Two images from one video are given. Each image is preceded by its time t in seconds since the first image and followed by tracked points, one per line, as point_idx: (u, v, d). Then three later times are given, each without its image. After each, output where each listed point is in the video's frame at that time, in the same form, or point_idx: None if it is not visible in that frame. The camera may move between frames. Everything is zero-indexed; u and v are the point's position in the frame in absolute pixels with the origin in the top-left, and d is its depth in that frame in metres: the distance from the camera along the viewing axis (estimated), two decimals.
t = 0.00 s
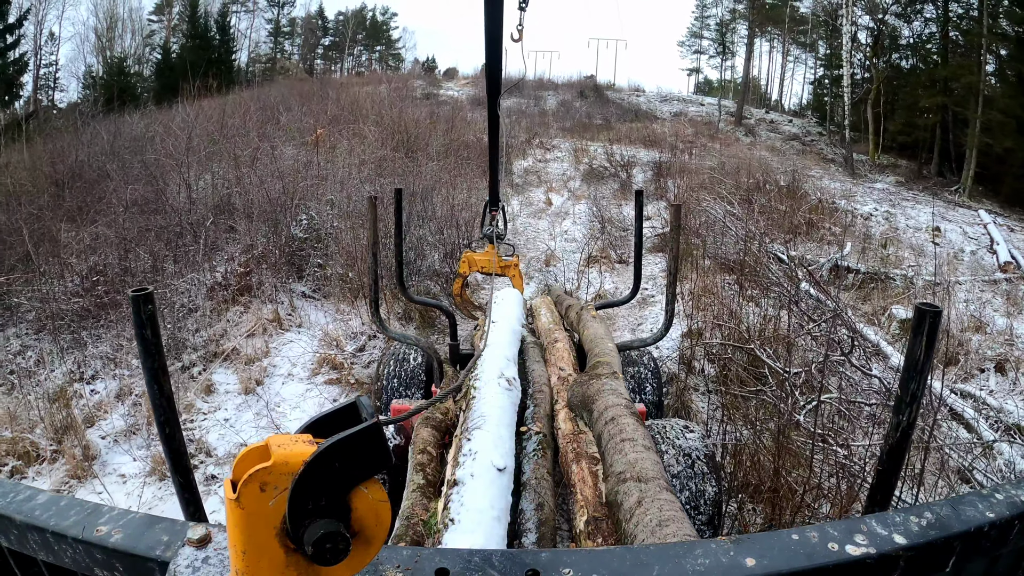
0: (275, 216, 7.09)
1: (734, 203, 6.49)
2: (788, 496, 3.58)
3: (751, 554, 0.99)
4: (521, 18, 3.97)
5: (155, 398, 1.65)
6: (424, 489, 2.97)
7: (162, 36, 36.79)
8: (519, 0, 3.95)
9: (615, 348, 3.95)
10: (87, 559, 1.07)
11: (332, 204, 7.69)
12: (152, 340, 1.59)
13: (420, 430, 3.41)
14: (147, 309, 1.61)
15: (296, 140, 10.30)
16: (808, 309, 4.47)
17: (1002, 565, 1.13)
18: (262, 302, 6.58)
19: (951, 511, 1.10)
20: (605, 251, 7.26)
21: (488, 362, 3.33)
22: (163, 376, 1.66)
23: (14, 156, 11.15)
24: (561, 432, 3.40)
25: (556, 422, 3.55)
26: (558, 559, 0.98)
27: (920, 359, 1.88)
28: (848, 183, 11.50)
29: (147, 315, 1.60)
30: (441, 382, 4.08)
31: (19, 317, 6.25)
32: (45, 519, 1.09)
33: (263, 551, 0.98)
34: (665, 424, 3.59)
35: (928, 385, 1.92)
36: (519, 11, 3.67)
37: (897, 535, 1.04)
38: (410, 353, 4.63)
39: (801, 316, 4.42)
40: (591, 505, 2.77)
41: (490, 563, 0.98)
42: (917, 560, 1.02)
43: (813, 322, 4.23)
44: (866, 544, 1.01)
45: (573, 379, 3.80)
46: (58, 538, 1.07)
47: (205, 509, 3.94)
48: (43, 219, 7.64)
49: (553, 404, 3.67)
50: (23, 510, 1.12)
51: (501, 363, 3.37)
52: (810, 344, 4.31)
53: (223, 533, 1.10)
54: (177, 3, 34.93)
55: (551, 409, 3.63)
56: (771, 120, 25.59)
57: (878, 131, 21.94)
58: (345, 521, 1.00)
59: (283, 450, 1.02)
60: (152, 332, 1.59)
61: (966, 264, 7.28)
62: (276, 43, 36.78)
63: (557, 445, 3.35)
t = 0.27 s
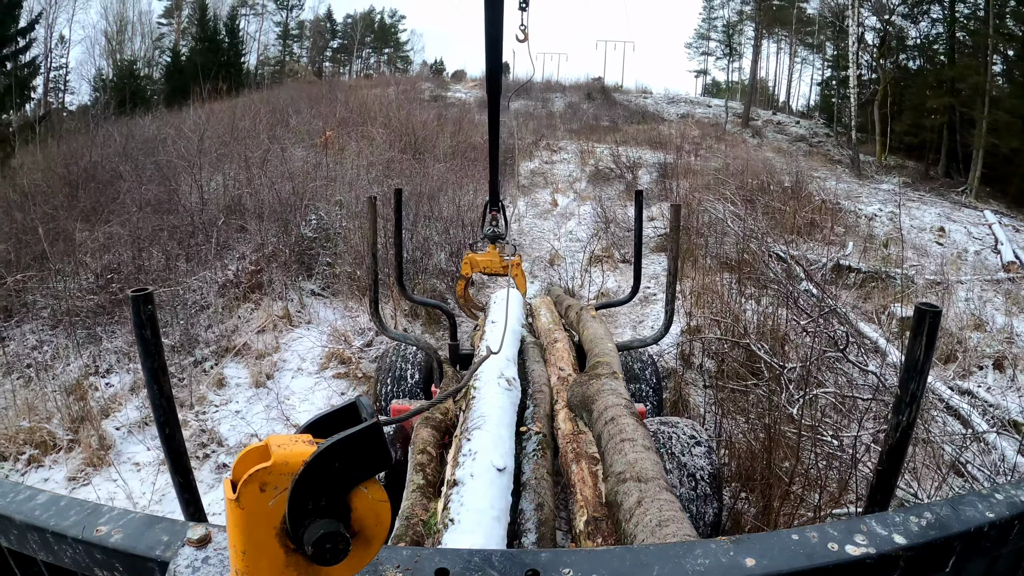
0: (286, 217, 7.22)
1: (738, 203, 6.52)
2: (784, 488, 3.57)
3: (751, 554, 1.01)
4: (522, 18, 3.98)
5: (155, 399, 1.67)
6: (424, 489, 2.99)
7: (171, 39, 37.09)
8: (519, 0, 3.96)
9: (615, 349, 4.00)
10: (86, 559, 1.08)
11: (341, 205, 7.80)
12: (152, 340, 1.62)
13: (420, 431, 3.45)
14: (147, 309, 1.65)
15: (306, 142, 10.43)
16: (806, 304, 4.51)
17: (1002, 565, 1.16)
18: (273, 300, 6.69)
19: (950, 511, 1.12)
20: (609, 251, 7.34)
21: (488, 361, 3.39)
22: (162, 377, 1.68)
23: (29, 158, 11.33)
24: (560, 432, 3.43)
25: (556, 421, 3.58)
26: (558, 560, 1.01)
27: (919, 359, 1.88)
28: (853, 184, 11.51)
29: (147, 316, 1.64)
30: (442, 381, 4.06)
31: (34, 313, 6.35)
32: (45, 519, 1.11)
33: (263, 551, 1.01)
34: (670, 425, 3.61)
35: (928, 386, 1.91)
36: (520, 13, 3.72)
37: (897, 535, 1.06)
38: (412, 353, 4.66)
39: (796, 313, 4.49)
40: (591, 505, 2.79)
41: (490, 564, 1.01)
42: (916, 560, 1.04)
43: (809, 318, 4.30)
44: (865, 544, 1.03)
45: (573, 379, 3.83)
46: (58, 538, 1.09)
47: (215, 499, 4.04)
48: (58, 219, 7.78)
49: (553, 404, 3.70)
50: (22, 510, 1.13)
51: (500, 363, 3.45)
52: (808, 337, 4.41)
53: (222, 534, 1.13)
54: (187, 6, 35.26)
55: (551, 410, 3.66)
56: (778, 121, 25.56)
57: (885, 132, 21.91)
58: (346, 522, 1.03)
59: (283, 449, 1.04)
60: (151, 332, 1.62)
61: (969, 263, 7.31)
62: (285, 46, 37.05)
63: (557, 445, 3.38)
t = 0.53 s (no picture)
0: (296, 218, 7.34)
1: (741, 205, 6.56)
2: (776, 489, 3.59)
3: (751, 554, 1.03)
4: (521, 17, 3.96)
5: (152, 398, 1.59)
6: (423, 489, 2.94)
7: (181, 41, 37.41)
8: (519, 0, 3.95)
9: (615, 348, 3.97)
10: (86, 559, 1.09)
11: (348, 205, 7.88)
12: (147, 340, 1.54)
13: (419, 430, 3.41)
14: (146, 309, 1.56)
15: (315, 144, 10.55)
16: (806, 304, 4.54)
17: (1002, 564, 1.17)
18: (282, 298, 6.78)
19: (950, 511, 1.13)
20: (612, 251, 7.41)
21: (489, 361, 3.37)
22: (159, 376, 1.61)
23: (42, 159, 11.48)
24: (561, 432, 3.37)
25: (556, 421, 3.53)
26: (559, 559, 1.04)
27: (919, 360, 1.78)
28: (858, 187, 11.50)
29: (146, 316, 1.55)
30: (441, 381, 4.06)
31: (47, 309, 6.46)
32: (45, 519, 1.11)
33: (263, 552, 1.01)
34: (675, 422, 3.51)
35: (930, 385, 1.80)
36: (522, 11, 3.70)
37: (897, 535, 1.07)
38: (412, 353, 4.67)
39: (796, 312, 4.52)
40: (591, 505, 2.72)
41: (490, 564, 1.03)
42: (916, 560, 1.06)
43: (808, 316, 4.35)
44: (865, 544, 1.05)
45: (572, 379, 3.77)
46: (58, 538, 1.09)
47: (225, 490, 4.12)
48: (71, 218, 7.90)
49: (553, 404, 3.65)
50: (22, 510, 1.13)
51: (501, 363, 3.43)
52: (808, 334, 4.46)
53: (222, 534, 1.14)
54: (197, 9, 35.59)
55: (551, 410, 3.62)
56: (785, 123, 25.53)
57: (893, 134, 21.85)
58: (346, 521, 1.04)
59: (283, 449, 1.05)
60: (151, 332, 1.54)
61: (972, 265, 7.32)
62: (293, 49, 37.31)
63: (557, 445, 3.32)
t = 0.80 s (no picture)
0: (304, 216, 7.43)
1: (743, 207, 6.61)
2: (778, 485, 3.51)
3: (751, 554, 1.00)
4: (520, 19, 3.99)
5: (154, 398, 1.57)
6: (424, 489, 3.00)
7: (189, 42, 37.63)
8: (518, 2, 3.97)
9: (615, 349, 4.02)
10: (86, 559, 1.08)
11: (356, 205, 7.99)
12: (151, 340, 1.52)
13: (420, 430, 3.46)
14: (147, 310, 1.54)
15: (323, 144, 10.65)
16: (806, 304, 4.57)
17: (1002, 564, 1.14)
18: (291, 294, 6.84)
19: (951, 511, 1.10)
20: (615, 251, 7.48)
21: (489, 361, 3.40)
22: (162, 377, 1.59)
23: (52, 157, 11.60)
24: (561, 432, 3.41)
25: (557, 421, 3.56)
26: (557, 559, 1.02)
27: (919, 361, 1.72)
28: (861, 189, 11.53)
29: (147, 316, 1.53)
30: (442, 382, 4.08)
31: (59, 304, 6.56)
32: (45, 519, 1.10)
33: (264, 551, 1.02)
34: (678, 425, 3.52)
35: (929, 386, 1.74)
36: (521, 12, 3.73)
37: (897, 535, 1.04)
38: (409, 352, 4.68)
39: (795, 313, 4.56)
40: (591, 505, 2.77)
41: (489, 563, 1.02)
42: (917, 560, 1.03)
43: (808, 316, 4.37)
44: (866, 544, 1.02)
45: (572, 379, 3.81)
46: (58, 538, 1.09)
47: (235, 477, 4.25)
48: (83, 215, 8.01)
49: (553, 404, 3.70)
50: (22, 510, 1.12)
51: (501, 364, 3.45)
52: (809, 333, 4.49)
53: (222, 534, 1.14)
54: (205, 9, 35.82)
55: (551, 410, 3.65)
56: (791, 126, 25.53)
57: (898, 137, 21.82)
58: (345, 522, 1.04)
59: (283, 450, 1.06)
60: (152, 333, 1.51)
61: (974, 268, 7.34)
62: (301, 49, 37.50)
63: (557, 445, 3.37)
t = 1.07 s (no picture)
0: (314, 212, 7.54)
1: (747, 209, 6.65)
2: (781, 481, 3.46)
3: (752, 554, 0.99)
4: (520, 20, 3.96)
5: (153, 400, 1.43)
6: (423, 489, 3.00)
7: (199, 40, 37.83)
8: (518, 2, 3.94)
9: (615, 349, 4.08)
10: (86, 558, 1.06)
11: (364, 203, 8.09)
12: (151, 342, 1.38)
13: (420, 430, 3.48)
14: (147, 308, 1.42)
15: (332, 143, 10.75)
16: (804, 304, 4.63)
17: (1003, 565, 1.13)
18: (300, 289, 6.99)
19: (950, 511, 1.10)
20: (619, 251, 7.56)
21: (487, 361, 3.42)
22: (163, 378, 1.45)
23: (65, 154, 11.74)
24: (561, 432, 3.46)
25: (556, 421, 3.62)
26: (557, 559, 1.00)
27: (919, 360, 1.70)
28: (866, 192, 11.55)
29: (147, 316, 1.40)
30: (441, 382, 4.13)
31: (72, 297, 6.68)
32: (45, 519, 1.09)
33: (263, 551, 0.99)
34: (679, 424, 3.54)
35: (930, 385, 1.72)
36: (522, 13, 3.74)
37: (897, 535, 1.04)
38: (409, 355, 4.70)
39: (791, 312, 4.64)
40: (591, 505, 2.81)
41: (488, 563, 0.99)
42: (917, 560, 1.02)
43: (802, 315, 4.46)
44: (865, 544, 1.01)
45: (572, 379, 3.87)
46: (58, 538, 1.07)
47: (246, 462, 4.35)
48: (96, 211, 8.14)
49: (552, 404, 3.75)
50: (22, 510, 1.11)
51: (500, 364, 3.47)
52: (805, 332, 4.58)
53: (222, 534, 1.11)
54: (214, 7, 36.05)
55: (551, 410, 3.70)
56: (798, 129, 25.50)
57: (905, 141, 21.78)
58: (345, 521, 1.02)
59: (283, 450, 1.03)
60: (152, 333, 1.38)
61: (976, 271, 7.36)
62: (310, 49, 37.69)
63: (557, 444, 3.41)
